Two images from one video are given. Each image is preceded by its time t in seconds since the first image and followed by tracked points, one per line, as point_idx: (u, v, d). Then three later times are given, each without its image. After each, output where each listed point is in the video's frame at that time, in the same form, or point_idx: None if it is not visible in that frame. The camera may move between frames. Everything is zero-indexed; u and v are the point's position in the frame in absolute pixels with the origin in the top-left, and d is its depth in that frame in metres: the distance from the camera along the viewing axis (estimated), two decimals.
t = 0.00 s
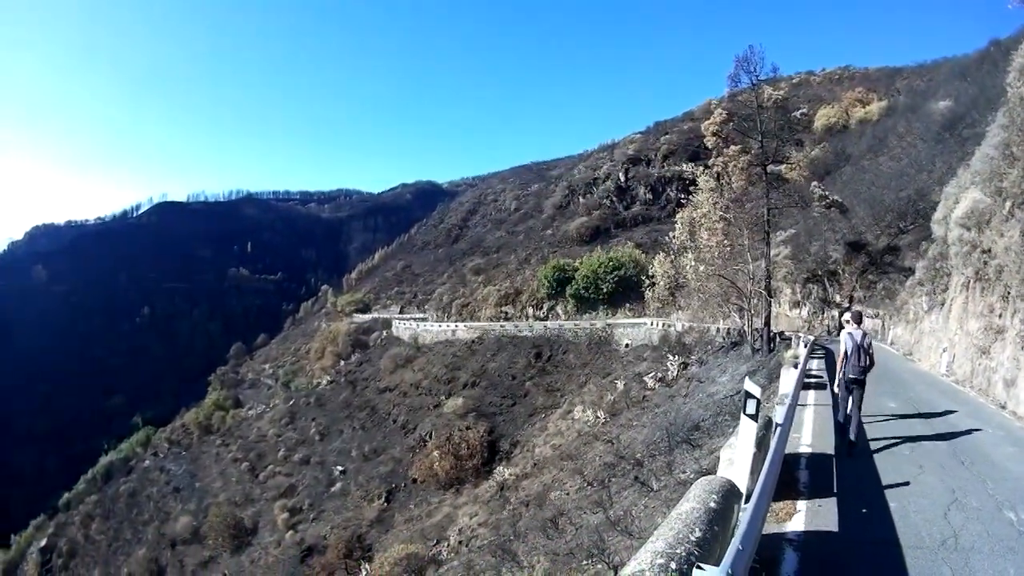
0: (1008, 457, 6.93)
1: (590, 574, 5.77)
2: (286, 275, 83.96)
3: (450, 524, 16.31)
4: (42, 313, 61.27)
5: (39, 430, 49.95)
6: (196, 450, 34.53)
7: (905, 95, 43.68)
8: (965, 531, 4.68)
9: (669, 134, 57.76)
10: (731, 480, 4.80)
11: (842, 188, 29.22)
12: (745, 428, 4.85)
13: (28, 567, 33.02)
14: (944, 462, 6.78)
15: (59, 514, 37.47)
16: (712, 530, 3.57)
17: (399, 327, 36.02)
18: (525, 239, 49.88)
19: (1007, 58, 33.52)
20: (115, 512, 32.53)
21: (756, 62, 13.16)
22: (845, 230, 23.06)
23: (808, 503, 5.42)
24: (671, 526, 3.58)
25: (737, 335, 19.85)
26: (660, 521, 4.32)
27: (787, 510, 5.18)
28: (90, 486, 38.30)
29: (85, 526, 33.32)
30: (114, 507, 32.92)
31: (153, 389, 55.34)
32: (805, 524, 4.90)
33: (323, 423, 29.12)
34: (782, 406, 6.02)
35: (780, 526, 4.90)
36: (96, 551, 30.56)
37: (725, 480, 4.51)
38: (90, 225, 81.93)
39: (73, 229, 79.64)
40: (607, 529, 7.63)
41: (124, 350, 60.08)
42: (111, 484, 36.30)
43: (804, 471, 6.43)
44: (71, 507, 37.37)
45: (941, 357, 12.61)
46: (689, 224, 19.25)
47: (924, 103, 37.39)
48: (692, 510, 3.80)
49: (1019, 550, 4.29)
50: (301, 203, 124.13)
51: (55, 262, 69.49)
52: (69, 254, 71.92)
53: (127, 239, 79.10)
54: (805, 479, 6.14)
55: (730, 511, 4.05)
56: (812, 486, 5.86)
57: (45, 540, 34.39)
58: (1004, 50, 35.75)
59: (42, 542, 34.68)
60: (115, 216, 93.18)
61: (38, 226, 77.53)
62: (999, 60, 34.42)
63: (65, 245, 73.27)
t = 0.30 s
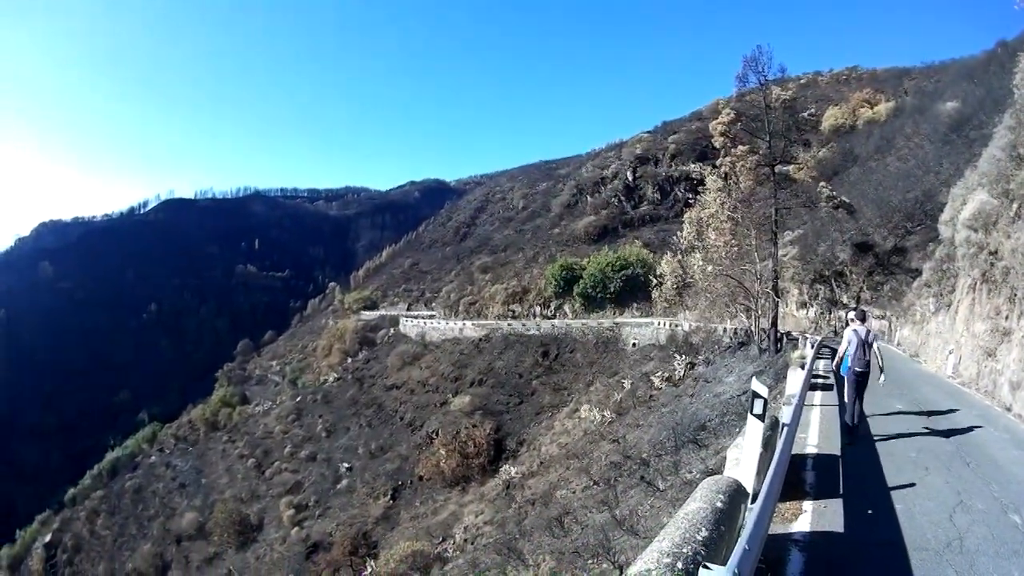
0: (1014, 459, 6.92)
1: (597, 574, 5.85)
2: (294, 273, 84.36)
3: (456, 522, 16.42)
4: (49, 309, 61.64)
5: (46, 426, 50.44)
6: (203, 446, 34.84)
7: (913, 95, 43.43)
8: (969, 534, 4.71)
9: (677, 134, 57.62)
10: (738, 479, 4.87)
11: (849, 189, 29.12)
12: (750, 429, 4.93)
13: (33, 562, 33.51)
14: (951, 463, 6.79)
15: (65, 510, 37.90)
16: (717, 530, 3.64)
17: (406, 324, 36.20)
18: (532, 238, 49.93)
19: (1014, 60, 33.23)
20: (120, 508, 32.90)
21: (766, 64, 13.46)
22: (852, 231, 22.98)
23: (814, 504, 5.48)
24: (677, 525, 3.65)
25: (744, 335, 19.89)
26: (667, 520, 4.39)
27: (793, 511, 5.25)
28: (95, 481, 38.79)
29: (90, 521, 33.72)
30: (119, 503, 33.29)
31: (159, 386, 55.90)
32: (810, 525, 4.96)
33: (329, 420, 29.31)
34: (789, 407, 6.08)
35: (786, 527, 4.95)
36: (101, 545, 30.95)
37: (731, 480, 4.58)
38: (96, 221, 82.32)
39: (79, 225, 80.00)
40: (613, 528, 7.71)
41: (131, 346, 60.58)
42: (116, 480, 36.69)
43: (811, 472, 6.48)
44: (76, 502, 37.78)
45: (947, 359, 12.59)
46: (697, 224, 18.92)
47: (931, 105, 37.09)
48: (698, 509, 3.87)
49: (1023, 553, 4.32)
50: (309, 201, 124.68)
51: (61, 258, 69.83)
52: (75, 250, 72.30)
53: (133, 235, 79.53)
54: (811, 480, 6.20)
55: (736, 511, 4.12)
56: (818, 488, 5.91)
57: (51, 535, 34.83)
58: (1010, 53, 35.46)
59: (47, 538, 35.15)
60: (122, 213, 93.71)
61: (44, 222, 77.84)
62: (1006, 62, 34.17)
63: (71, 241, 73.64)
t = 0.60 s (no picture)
0: None
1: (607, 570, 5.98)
2: (305, 270, 84.94)
3: (465, 520, 16.56)
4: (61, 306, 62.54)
5: (58, 421, 51.40)
6: (213, 442, 35.25)
7: (926, 94, 42.96)
8: (978, 537, 4.74)
9: (688, 132, 57.33)
10: (749, 479, 4.95)
11: (860, 189, 28.87)
12: (761, 427, 5.01)
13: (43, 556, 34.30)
14: (961, 465, 6.81)
15: (74, 504, 38.73)
16: (728, 528, 3.72)
17: (417, 321, 36.42)
18: (543, 235, 49.94)
19: None
20: (130, 503, 33.45)
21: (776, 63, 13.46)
22: (863, 231, 22.83)
23: (824, 504, 5.54)
24: (689, 523, 3.74)
25: (755, 334, 19.88)
26: (680, 517, 4.49)
27: (802, 511, 5.32)
28: (105, 476, 39.48)
29: (99, 516, 34.26)
30: (129, 498, 33.82)
31: (169, 381, 56.72)
32: (819, 525, 5.02)
33: (339, 416, 29.60)
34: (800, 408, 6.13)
35: (796, 527, 5.02)
36: (111, 540, 31.52)
37: (742, 479, 4.66)
38: (108, 218, 83.27)
39: (91, 222, 80.94)
40: (622, 527, 7.81)
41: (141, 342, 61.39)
42: (126, 475, 37.25)
43: (821, 472, 6.54)
44: (84, 497, 38.57)
45: (957, 360, 12.52)
46: (708, 223, 18.73)
47: (942, 104, 36.70)
48: (709, 508, 3.95)
49: None
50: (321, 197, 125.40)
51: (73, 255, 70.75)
52: (87, 246, 73.21)
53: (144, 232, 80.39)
54: (820, 480, 6.26)
55: (745, 511, 4.19)
56: (828, 488, 5.98)
57: (61, 529, 35.49)
58: None
59: (56, 532, 35.95)
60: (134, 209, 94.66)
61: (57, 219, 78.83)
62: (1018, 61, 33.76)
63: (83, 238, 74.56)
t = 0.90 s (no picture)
0: None
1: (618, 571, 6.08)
2: (317, 267, 85.51)
3: (473, 518, 16.70)
4: (72, 300, 63.33)
5: (66, 414, 52.14)
6: (221, 438, 35.62)
7: (937, 97, 42.56)
8: (985, 542, 4.77)
9: (699, 133, 57.12)
10: (757, 481, 5.02)
11: (870, 192, 28.65)
12: (771, 429, 5.09)
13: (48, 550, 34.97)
14: (969, 471, 6.82)
15: (81, 498, 39.39)
16: (736, 530, 3.80)
17: (427, 320, 36.64)
18: (554, 236, 49.97)
19: None
20: (137, 498, 33.90)
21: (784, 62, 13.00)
22: (874, 234, 22.72)
23: (832, 508, 5.60)
24: (697, 526, 3.82)
25: (765, 337, 19.84)
26: (687, 519, 4.57)
27: (810, 514, 5.39)
28: (112, 471, 40.14)
29: (105, 511, 34.71)
30: (137, 493, 34.27)
31: (176, 377, 57.36)
32: (827, 529, 5.09)
33: (348, 414, 29.86)
34: (808, 412, 6.19)
35: (803, 530, 5.08)
36: (117, 535, 31.96)
37: (750, 481, 4.73)
38: (119, 214, 84.22)
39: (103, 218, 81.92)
40: (629, 528, 7.89)
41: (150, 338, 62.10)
42: (134, 470, 37.77)
43: (830, 476, 6.58)
44: (91, 492, 39.20)
45: (966, 365, 12.44)
46: (719, 224, 18.99)
47: (952, 108, 36.42)
48: (717, 510, 4.04)
49: None
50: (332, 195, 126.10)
51: (84, 249, 71.53)
52: (98, 241, 74.03)
53: (155, 228, 81.31)
54: (829, 484, 6.31)
55: (754, 513, 4.26)
56: (836, 492, 6.03)
57: (68, 522, 36.01)
58: None
59: (62, 526, 36.65)
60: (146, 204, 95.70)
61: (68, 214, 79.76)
62: None
63: (95, 233, 75.43)
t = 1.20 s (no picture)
0: None
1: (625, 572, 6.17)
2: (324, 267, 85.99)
3: (479, 519, 16.83)
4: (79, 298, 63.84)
5: (72, 412, 52.67)
6: (228, 437, 35.89)
7: (944, 101, 42.32)
8: (989, 546, 4.83)
9: (707, 135, 57.00)
10: (763, 484, 5.11)
11: (877, 195, 28.53)
12: (778, 432, 5.18)
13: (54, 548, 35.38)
14: (974, 475, 6.88)
15: (87, 496, 39.85)
16: (742, 532, 3.90)
17: (435, 321, 36.84)
18: (562, 237, 50.03)
19: None
20: (143, 496, 34.22)
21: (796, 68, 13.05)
22: (881, 238, 22.68)
23: (838, 511, 5.68)
24: (702, 528, 3.92)
25: (772, 339, 19.88)
26: (695, 520, 4.67)
27: (816, 517, 5.48)
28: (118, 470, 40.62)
29: (111, 508, 35.07)
30: (143, 491, 34.60)
31: (182, 376, 57.83)
32: (832, 531, 5.17)
33: (355, 414, 30.07)
34: (813, 416, 6.27)
35: (809, 532, 5.16)
36: (124, 533, 32.26)
37: (757, 484, 4.81)
38: (127, 212, 84.77)
39: (110, 216, 82.48)
40: (635, 529, 8.00)
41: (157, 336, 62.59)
42: (141, 468, 38.15)
43: (835, 479, 6.67)
44: (97, 490, 39.63)
45: (972, 369, 12.43)
46: (726, 227, 19.01)
47: (959, 112, 36.27)
48: (724, 512, 4.13)
49: None
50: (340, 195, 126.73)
51: (92, 247, 72.03)
52: (106, 239, 74.54)
53: (163, 227, 81.81)
54: (836, 487, 6.40)
55: (760, 515, 4.36)
56: (842, 495, 6.11)
57: (75, 519, 36.42)
58: None
59: (67, 524, 37.10)
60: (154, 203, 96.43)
61: (76, 212, 80.29)
62: None
63: (103, 232, 75.95)
